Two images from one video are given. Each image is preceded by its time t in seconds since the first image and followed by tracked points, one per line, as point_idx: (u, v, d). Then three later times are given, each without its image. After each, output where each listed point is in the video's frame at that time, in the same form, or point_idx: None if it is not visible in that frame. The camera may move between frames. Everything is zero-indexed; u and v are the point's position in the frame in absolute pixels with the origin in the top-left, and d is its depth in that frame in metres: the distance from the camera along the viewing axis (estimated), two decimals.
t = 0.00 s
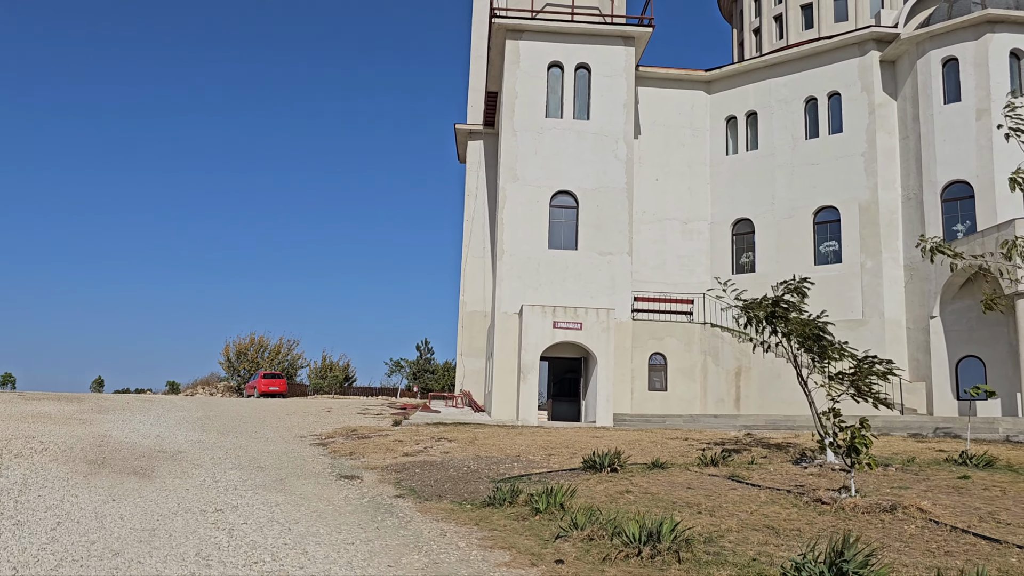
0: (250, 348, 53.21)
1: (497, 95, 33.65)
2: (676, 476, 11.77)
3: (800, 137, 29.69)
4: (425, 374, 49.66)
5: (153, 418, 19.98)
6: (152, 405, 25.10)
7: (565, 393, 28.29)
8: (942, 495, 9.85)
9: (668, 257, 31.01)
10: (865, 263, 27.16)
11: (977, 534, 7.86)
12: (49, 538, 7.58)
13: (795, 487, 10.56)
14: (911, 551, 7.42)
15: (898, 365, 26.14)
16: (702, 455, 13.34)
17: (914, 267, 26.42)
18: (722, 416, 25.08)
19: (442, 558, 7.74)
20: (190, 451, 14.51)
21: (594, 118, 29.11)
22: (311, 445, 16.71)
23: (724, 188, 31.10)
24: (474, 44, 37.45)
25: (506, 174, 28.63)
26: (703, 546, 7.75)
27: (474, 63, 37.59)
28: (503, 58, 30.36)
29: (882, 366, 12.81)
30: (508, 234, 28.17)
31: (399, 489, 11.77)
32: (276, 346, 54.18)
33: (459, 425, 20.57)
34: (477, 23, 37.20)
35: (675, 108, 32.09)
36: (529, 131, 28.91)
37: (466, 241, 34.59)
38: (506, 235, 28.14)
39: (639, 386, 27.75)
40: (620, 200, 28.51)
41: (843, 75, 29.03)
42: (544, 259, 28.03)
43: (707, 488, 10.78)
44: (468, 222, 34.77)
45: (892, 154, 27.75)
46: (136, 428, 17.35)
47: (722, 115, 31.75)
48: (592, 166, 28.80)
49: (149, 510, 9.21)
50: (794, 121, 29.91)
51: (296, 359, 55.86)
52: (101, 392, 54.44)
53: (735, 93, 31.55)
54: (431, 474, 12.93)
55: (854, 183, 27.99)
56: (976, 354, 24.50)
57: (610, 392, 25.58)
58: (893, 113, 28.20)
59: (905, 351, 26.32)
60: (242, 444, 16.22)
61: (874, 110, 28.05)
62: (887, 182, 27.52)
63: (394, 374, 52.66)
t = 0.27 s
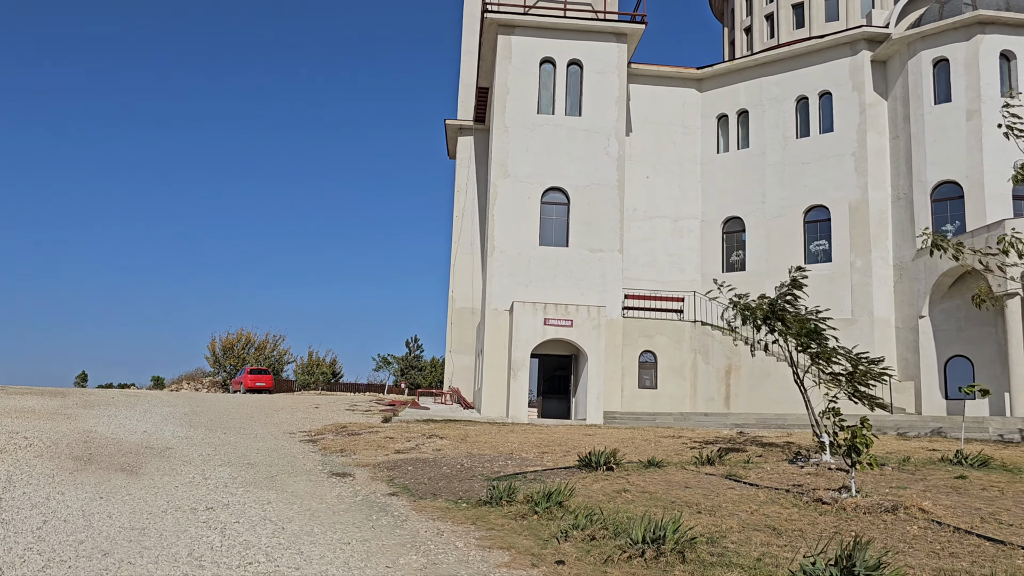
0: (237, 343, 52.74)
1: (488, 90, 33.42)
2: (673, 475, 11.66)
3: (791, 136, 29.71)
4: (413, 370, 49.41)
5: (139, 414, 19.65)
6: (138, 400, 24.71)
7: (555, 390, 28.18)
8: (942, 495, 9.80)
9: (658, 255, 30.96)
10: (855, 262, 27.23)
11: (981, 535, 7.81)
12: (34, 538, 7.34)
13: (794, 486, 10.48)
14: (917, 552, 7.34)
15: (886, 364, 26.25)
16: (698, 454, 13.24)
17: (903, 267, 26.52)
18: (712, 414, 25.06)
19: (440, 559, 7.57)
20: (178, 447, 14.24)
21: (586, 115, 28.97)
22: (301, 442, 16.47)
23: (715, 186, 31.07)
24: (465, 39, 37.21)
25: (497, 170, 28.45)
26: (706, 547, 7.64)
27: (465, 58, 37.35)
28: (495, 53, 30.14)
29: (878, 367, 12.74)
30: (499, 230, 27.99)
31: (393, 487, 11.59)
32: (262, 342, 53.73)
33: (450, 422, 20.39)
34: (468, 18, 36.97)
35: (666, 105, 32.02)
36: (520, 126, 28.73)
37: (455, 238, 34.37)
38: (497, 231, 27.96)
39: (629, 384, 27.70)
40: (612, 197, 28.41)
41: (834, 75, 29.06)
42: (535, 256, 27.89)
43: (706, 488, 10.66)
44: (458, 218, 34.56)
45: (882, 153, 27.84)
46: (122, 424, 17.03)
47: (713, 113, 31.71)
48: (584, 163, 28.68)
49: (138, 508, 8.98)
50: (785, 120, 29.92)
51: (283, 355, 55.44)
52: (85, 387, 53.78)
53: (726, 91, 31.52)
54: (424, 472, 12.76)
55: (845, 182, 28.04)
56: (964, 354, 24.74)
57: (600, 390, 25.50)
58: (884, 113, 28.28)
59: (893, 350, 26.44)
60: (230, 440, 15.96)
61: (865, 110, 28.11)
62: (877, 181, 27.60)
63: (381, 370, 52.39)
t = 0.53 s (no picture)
0: (225, 340, 52.33)
1: (481, 87, 33.22)
2: (671, 476, 11.56)
3: (784, 135, 29.69)
4: (403, 368, 49.17)
5: (128, 412, 19.38)
6: (126, 397, 24.38)
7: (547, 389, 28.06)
8: (943, 498, 9.74)
9: (651, 253, 30.89)
10: (848, 262, 27.26)
11: (986, 540, 7.75)
12: (22, 542, 7.12)
13: (795, 488, 10.40)
14: (923, 558, 7.26)
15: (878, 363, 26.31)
16: (695, 455, 13.16)
17: (895, 267, 26.57)
18: (705, 413, 25.01)
19: (440, 564, 7.42)
20: (169, 446, 14.00)
21: (580, 112, 28.84)
22: (292, 441, 16.27)
23: (708, 185, 31.02)
24: (458, 35, 36.98)
25: (490, 167, 28.27)
26: (710, 552, 7.53)
27: (458, 54, 37.13)
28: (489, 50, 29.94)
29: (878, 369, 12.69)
30: (492, 228, 27.82)
31: (388, 488, 11.43)
32: (251, 338, 53.34)
33: (443, 421, 20.22)
34: (461, 14, 36.76)
35: (660, 103, 31.92)
36: (514, 123, 28.56)
37: (447, 235, 34.16)
38: (490, 229, 27.79)
39: (622, 382, 27.64)
40: (606, 195, 28.29)
41: (828, 75, 29.06)
42: (528, 254, 27.74)
43: (705, 490, 10.56)
44: (450, 215, 34.35)
45: (875, 154, 27.87)
46: (110, 422, 16.76)
47: (707, 112, 31.66)
48: (578, 161, 28.54)
49: (129, 510, 8.77)
50: (778, 119, 29.90)
51: (272, 352, 55.08)
52: (72, 383, 53.23)
53: (720, 90, 31.47)
54: (419, 473, 12.59)
55: (838, 182, 28.05)
56: (955, 354, 24.84)
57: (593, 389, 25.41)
58: (877, 113, 28.31)
59: (885, 350, 26.50)
60: (221, 439, 15.73)
61: (859, 110, 28.13)
62: (870, 181, 27.63)
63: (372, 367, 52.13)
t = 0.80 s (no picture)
0: (221, 339, 52.08)
1: (481, 86, 33.07)
2: (677, 478, 11.43)
3: (785, 136, 29.61)
4: (400, 368, 48.98)
5: (124, 411, 19.17)
6: (122, 396, 24.14)
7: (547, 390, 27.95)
8: (956, 502, 9.61)
9: (651, 254, 30.77)
10: (848, 264, 27.20)
11: (1002, 546, 7.62)
12: (19, 545, 6.94)
13: (804, 492, 10.28)
14: (939, 563, 7.13)
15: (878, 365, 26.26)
16: (700, 457, 13.03)
17: (897, 269, 26.51)
18: (705, 415, 24.87)
19: (447, 568, 7.26)
20: (167, 446, 13.82)
21: (580, 112, 28.71)
22: (291, 441, 16.10)
23: (709, 185, 30.92)
24: (458, 34, 36.85)
25: (490, 166, 28.12)
26: (723, 556, 7.40)
27: (457, 53, 36.99)
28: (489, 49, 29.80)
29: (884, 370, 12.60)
30: (492, 227, 27.68)
31: (392, 489, 11.28)
32: (247, 338, 53.10)
33: (442, 422, 20.05)
34: (462, 13, 36.63)
35: (661, 103, 31.82)
36: (514, 123, 28.43)
37: (445, 235, 34.01)
38: (489, 229, 27.65)
39: (621, 384, 27.53)
40: (606, 195, 28.17)
41: (830, 76, 29.00)
42: (528, 254, 27.59)
43: (713, 492, 10.43)
44: (449, 214, 34.22)
45: (876, 155, 27.81)
46: (107, 422, 16.56)
47: (708, 112, 31.57)
48: (578, 161, 28.42)
49: (128, 511, 8.61)
50: (779, 120, 29.82)
51: (268, 351, 54.85)
52: (66, 382, 52.93)
53: (721, 90, 31.39)
54: (421, 474, 12.43)
55: (839, 184, 27.98)
56: (956, 357, 24.83)
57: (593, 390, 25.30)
58: (879, 115, 28.25)
59: (886, 352, 26.43)
60: (219, 439, 15.55)
61: (860, 112, 28.07)
62: (871, 183, 27.55)
63: (368, 367, 51.95)
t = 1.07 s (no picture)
0: (221, 341, 51.89)
1: (484, 87, 32.92)
2: (688, 484, 11.24)
3: (791, 138, 29.45)
4: (401, 370, 48.77)
5: (124, 413, 18.97)
6: (122, 399, 23.93)
7: (550, 393, 27.77)
8: (975, 509, 9.41)
9: (655, 256, 30.60)
10: (854, 267, 27.04)
11: None
12: (18, 552, 6.75)
13: (819, 498, 10.07)
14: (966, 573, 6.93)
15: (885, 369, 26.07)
16: (710, 462, 12.83)
17: (903, 272, 26.33)
18: (710, 419, 24.62)
19: None
20: (169, 449, 13.63)
21: (585, 113, 28.56)
22: (294, 444, 15.91)
23: (713, 188, 30.75)
24: (461, 36, 36.71)
25: (494, 168, 27.96)
26: (742, 566, 7.20)
27: (460, 55, 36.86)
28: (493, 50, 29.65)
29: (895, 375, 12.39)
30: (495, 229, 27.51)
31: (398, 494, 11.09)
32: (247, 339, 52.91)
33: (446, 425, 19.85)
34: (465, 14, 36.50)
35: (665, 105, 31.68)
36: (518, 124, 28.27)
37: (447, 237, 33.84)
38: (493, 230, 27.47)
39: (625, 387, 27.34)
40: (611, 197, 28.01)
41: (835, 78, 28.85)
42: (531, 256, 27.42)
43: (725, 498, 10.24)
44: (451, 216, 34.05)
45: (883, 158, 27.65)
46: (108, 424, 16.37)
47: (712, 114, 31.42)
48: (583, 162, 28.26)
49: (131, 516, 8.42)
50: (784, 122, 29.67)
51: (268, 353, 54.65)
52: (66, 383, 52.74)
53: (725, 92, 31.25)
54: (426, 478, 12.24)
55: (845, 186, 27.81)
56: (963, 361, 24.54)
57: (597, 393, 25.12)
58: (885, 117, 28.10)
59: (892, 356, 26.24)
60: (221, 442, 15.35)
61: (866, 114, 27.91)
62: (878, 186, 27.40)
63: (369, 369, 51.77)
